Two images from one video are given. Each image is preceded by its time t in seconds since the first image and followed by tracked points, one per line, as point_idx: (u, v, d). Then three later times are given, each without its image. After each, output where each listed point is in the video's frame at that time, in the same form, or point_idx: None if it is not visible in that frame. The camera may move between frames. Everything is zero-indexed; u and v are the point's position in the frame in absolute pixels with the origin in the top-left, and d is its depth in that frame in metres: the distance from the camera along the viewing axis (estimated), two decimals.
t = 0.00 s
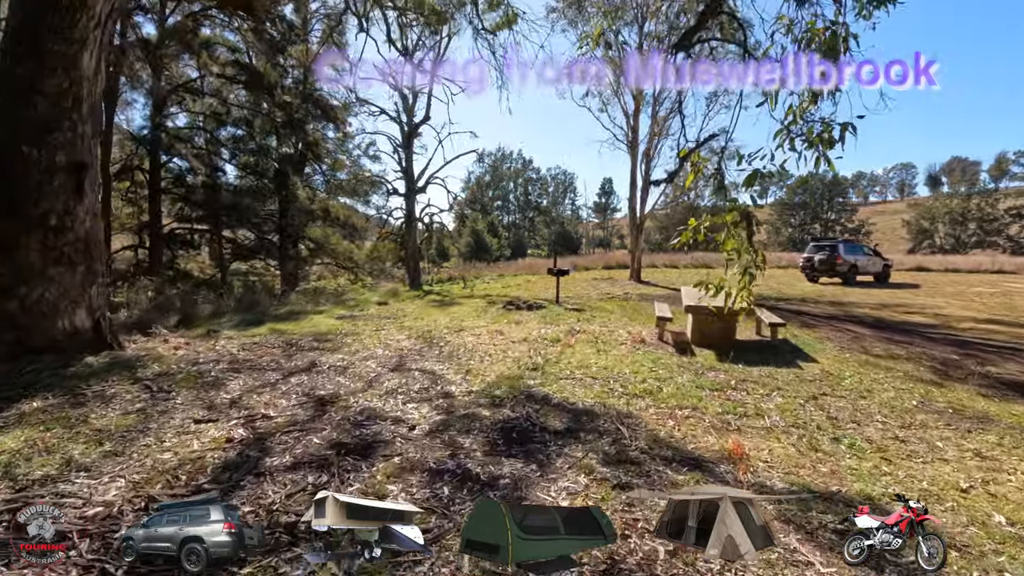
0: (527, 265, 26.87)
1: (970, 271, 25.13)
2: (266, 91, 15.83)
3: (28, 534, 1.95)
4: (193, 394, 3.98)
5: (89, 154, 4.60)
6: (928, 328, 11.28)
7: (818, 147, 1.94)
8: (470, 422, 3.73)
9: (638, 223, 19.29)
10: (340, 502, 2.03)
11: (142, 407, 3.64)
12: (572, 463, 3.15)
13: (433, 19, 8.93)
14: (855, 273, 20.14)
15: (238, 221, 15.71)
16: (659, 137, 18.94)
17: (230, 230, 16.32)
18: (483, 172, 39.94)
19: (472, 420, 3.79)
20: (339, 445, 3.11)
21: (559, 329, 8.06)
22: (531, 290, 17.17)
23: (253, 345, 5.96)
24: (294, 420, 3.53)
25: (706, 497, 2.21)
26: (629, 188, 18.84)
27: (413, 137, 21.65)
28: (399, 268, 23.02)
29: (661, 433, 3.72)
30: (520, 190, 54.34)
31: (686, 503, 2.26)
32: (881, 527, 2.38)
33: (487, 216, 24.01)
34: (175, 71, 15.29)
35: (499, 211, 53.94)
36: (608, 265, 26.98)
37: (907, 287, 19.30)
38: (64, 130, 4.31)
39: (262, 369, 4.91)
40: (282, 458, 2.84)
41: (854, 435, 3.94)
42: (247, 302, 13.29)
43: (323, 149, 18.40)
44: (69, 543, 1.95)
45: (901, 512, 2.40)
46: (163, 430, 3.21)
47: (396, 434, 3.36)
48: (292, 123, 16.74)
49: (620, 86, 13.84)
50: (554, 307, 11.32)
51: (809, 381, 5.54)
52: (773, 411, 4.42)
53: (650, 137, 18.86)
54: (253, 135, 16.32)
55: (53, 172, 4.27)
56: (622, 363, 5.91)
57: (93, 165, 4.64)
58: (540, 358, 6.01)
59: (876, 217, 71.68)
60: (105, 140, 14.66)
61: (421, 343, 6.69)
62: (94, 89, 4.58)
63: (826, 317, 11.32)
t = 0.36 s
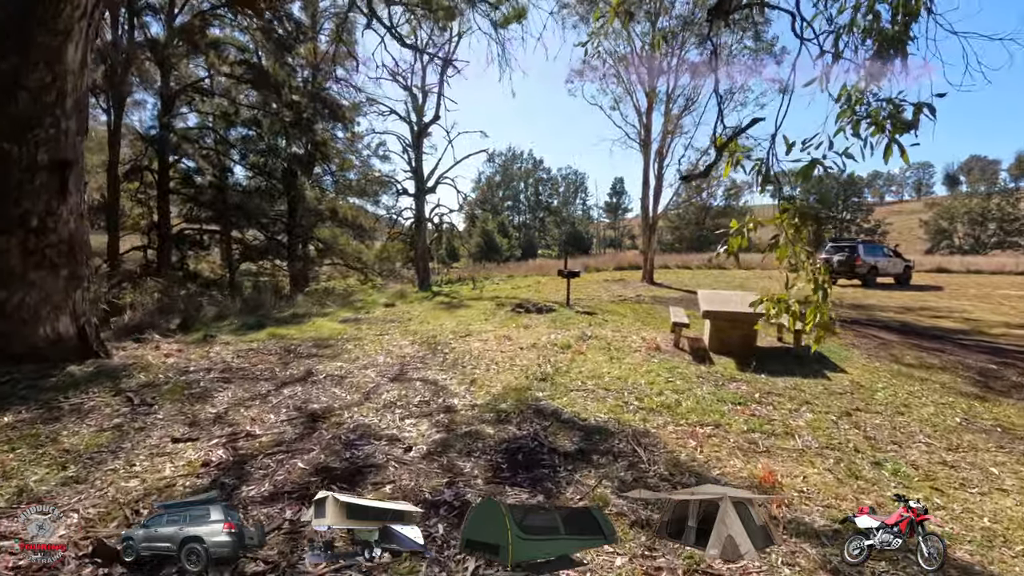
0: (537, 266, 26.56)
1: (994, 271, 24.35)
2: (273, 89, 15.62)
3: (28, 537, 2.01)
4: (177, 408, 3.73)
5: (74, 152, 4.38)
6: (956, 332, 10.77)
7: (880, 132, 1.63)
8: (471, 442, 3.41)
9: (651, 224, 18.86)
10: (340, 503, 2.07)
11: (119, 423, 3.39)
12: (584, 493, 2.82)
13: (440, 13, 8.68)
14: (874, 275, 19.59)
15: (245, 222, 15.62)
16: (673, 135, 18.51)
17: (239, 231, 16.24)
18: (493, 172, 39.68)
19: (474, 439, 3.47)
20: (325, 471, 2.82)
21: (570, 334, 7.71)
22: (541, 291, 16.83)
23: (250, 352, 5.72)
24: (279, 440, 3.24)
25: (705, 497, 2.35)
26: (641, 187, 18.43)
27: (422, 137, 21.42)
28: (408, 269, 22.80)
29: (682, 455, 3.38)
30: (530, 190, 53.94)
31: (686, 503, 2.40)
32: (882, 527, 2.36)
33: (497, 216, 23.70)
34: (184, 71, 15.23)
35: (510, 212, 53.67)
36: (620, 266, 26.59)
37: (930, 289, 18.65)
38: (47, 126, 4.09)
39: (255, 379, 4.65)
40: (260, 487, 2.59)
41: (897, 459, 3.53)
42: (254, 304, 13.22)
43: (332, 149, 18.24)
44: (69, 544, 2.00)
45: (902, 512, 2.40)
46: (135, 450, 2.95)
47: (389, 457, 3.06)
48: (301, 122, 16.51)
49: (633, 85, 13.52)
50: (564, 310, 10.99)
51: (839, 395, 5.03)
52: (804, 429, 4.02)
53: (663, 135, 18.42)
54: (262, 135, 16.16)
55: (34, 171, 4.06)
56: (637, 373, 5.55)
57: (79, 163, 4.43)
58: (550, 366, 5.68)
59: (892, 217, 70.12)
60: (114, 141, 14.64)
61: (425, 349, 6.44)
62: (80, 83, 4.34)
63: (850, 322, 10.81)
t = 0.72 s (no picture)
0: (543, 266, 26.23)
1: (1014, 272, 23.73)
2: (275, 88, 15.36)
3: (26, 537, 2.06)
4: (153, 422, 3.47)
5: (51, 147, 4.11)
6: (982, 337, 10.32)
7: (956, 97, 1.31)
8: (469, 464, 3.10)
9: (660, 224, 18.48)
10: (340, 502, 2.09)
11: (87, 439, 3.13)
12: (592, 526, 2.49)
13: (444, 6, 8.40)
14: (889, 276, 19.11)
15: (248, 222, 15.46)
16: (683, 133, 18.12)
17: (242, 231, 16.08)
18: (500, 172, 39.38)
19: (472, 460, 3.16)
20: (304, 499, 2.53)
21: (577, 339, 7.38)
22: (547, 292, 16.54)
23: (240, 358, 5.45)
24: (257, 461, 2.95)
25: (705, 496, 2.35)
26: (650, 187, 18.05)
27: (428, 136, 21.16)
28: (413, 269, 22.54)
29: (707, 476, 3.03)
30: (537, 190, 53.50)
31: (686, 503, 2.39)
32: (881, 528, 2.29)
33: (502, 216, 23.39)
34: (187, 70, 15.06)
35: (516, 212, 53.32)
36: (628, 267, 26.19)
37: (949, 291, 18.13)
38: (21, 120, 3.84)
39: (241, 389, 4.38)
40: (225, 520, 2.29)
41: (941, 483, 3.16)
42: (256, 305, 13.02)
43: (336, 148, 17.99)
44: (69, 543, 2.05)
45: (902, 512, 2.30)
46: (98, 473, 2.68)
47: (377, 481, 2.77)
48: (304, 122, 16.25)
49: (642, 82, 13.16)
50: (571, 312, 10.67)
51: (868, 408, 4.63)
52: (835, 448, 3.65)
53: (672, 133, 18.06)
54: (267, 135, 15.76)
55: (7, 167, 3.81)
56: (649, 383, 5.22)
57: (56, 159, 4.16)
58: (556, 375, 5.36)
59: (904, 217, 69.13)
60: (117, 141, 14.50)
61: (425, 354, 6.16)
62: (59, 74, 4.09)
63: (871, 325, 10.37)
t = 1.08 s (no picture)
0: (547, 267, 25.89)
1: None
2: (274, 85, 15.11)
3: (28, 537, 2.12)
4: (115, 438, 3.17)
5: (17, 140, 3.81)
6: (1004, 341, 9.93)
7: None
8: (458, 488, 2.78)
9: (666, 223, 18.10)
10: (341, 500, 2.44)
11: (39, 458, 2.85)
12: (593, 566, 2.19)
13: None
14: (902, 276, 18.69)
15: (247, 222, 15.22)
16: (690, 131, 17.75)
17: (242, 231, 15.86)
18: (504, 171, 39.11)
19: (462, 483, 2.84)
20: (268, 533, 2.23)
21: (580, 343, 7.05)
22: (550, 293, 16.25)
23: (224, 364, 5.17)
24: (222, 484, 2.64)
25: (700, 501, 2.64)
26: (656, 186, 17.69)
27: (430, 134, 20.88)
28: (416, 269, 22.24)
29: (727, 500, 2.69)
30: (541, 190, 53.20)
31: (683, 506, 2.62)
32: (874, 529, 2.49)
33: (506, 216, 23.08)
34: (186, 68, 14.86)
35: (520, 212, 53.00)
36: (633, 267, 25.80)
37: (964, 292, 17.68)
38: None
39: (219, 399, 4.09)
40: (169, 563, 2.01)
41: (989, 512, 2.80)
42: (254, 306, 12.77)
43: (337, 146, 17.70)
44: (68, 542, 2.11)
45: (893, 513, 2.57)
46: (39, 500, 2.40)
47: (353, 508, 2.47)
48: (305, 119, 16.06)
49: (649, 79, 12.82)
50: (574, 314, 10.35)
51: (895, 420, 4.27)
52: (864, 468, 3.30)
53: (679, 131, 17.70)
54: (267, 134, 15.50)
55: None
56: (656, 392, 4.89)
57: (23, 152, 3.89)
58: (558, 383, 5.04)
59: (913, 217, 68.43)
60: (115, 140, 14.31)
61: (421, 360, 5.86)
62: (26, 62, 3.81)
63: (887, 328, 9.98)
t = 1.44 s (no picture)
0: (550, 268, 25.55)
1: None
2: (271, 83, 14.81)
3: (30, 538, 2.17)
4: (65, 463, 2.86)
5: None
6: None
7: None
8: (446, 526, 2.44)
9: (671, 224, 17.75)
10: (336, 507, 2.55)
11: None
12: None
13: None
14: (912, 278, 18.30)
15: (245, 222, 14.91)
16: (695, 130, 17.40)
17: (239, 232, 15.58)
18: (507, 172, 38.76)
19: (451, 520, 2.50)
20: None
21: (583, 350, 6.70)
22: (552, 295, 15.90)
23: (204, 375, 4.85)
24: (174, 523, 2.32)
25: (689, 506, 2.70)
26: (661, 186, 17.36)
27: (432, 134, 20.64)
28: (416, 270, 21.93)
29: (749, 547, 2.37)
30: (544, 190, 52.87)
31: (671, 511, 2.67)
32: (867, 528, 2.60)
33: (507, 216, 22.74)
34: (182, 65, 14.60)
35: (523, 212, 52.68)
36: (636, 269, 25.43)
37: (975, 294, 17.28)
38: None
39: (191, 415, 3.76)
40: None
41: None
42: (249, 308, 12.45)
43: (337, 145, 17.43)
44: (69, 542, 2.16)
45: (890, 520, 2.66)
46: None
47: (322, 560, 2.13)
48: (303, 118, 15.51)
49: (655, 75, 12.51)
50: (578, 318, 10.02)
51: (930, 438, 3.89)
52: (903, 499, 2.94)
53: (684, 130, 17.34)
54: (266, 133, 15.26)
55: None
56: (666, 405, 4.54)
57: None
58: (560, 395, 4.70)
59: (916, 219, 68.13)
60: (110, 139, 14.05)
61: (416, 368, 5.53)
62: None
63: (901, 331, 9.63)
